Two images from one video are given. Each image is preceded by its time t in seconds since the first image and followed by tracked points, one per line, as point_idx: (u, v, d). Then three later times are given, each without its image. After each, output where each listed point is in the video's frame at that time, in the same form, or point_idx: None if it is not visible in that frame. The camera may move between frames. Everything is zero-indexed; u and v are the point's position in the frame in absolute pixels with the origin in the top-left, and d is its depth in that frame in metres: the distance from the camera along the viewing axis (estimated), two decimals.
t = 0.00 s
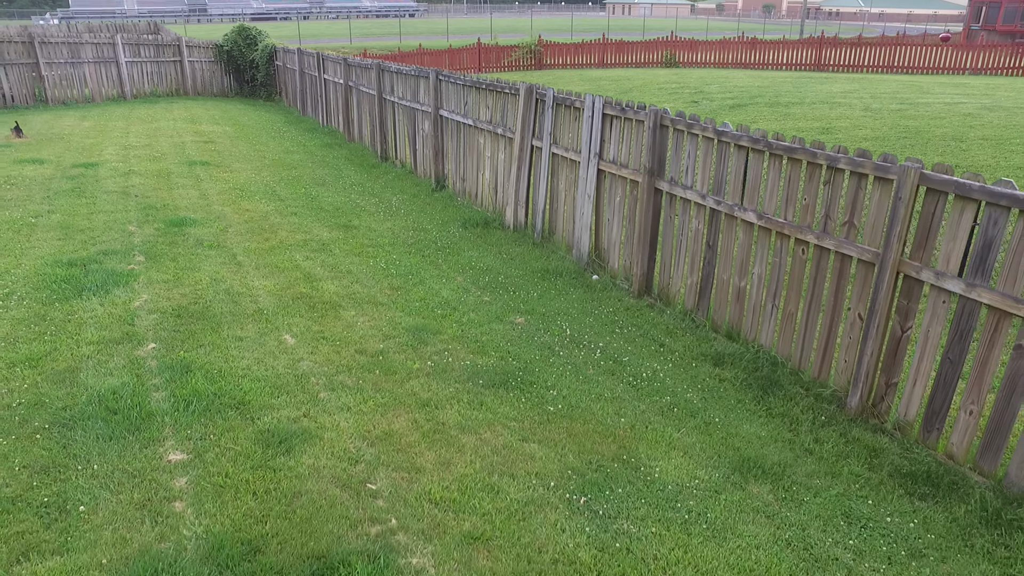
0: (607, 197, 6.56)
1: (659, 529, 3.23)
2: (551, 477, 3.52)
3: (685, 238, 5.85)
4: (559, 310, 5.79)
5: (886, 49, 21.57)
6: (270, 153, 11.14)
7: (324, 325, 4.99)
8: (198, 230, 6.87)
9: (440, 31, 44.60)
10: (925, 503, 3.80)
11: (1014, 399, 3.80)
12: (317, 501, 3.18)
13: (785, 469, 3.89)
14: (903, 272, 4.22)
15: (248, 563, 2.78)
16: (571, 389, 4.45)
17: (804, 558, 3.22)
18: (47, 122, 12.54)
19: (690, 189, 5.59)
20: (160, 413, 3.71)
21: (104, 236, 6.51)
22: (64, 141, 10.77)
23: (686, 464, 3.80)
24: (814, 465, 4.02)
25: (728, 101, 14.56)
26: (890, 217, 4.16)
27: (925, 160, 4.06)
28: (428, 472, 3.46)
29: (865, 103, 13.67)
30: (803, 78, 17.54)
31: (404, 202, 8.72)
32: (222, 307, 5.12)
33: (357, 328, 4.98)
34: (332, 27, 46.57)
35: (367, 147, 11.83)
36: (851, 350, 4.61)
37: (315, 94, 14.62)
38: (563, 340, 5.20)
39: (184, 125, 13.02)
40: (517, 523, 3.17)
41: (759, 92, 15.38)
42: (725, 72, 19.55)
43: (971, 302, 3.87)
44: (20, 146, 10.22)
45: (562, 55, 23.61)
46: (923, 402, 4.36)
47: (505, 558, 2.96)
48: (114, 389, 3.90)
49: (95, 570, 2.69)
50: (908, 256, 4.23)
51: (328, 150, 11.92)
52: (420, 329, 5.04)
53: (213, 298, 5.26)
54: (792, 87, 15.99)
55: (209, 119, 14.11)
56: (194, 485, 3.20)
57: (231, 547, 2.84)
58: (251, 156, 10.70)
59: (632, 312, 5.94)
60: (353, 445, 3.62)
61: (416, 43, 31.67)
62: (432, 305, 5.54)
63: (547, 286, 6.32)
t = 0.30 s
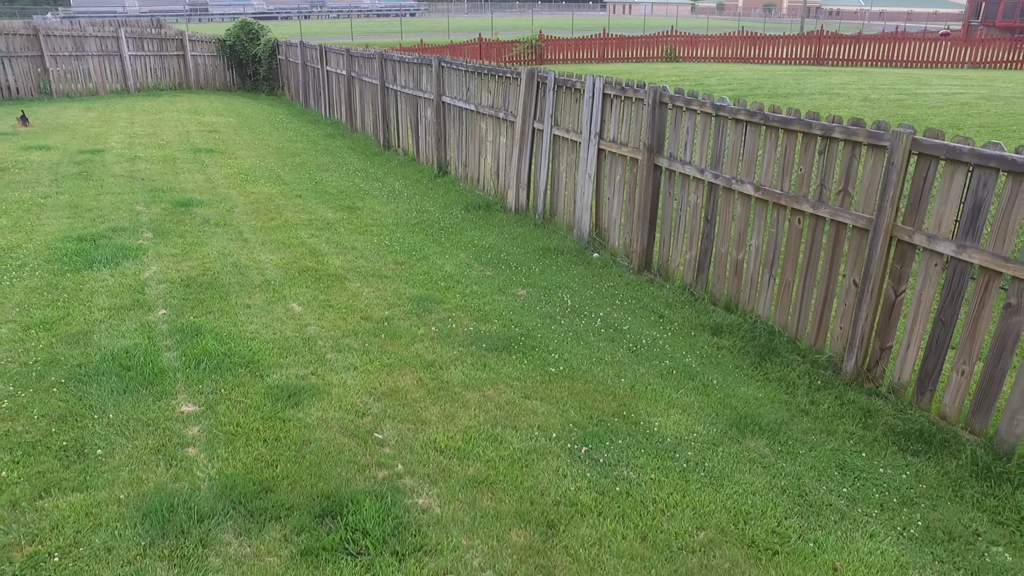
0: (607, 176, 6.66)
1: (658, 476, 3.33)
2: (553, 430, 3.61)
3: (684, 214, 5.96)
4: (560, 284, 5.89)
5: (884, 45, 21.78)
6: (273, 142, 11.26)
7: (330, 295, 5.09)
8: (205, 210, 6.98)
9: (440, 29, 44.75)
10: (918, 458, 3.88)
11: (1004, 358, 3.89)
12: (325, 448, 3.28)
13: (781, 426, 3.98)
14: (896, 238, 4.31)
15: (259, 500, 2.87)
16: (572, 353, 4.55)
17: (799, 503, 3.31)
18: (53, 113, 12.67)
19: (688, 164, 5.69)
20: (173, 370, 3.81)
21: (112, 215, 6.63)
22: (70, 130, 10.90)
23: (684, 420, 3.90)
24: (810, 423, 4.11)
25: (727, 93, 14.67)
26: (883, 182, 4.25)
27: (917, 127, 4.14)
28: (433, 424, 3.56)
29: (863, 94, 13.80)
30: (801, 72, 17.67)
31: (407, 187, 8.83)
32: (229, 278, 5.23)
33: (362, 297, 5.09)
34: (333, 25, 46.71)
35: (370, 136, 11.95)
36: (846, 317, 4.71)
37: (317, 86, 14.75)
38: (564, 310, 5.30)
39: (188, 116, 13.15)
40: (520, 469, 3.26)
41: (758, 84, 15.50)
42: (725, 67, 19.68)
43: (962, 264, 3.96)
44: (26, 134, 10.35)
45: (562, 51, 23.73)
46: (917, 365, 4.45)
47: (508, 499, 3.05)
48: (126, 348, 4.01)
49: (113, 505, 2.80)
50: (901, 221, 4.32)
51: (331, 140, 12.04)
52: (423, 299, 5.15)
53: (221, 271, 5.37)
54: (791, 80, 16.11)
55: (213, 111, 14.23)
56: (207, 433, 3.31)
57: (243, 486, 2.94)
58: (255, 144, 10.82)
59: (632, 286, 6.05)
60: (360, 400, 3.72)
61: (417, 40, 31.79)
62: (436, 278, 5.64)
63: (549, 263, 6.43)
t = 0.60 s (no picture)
0: (605, 161, 6.81)
1: (651, 433, 3.48)
2: (551, 392, 3.76)
3: (681, 196, 6.11)
4: (559, 265, 6.04)
5: (882, 41, 21.99)
6: (277, 134, 11.42)
7: (336, 272, 5.24)
8: (212, 195, 7.14)
9: (441, 28, 44.92)
10: (903, 423, 4.02)
11: (986, 327, 4.01)
12: (333, 405, 3.43)
13: (771, 392, 4.13)
14: (884, 213, 4.44)
15: (271, 450, 3.02)
16: (570, 326, 4.71)
17: (787, 459, 3.46)
18: (59, 106, 12.84)
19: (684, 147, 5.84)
20: (186, 336, 3.97)
21: (122, 199, 6.79)
22: (77, 122, 11.06)
23: (678, 386, 4.05)
24: (799, 391, 4.26)
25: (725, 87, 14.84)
26: (871, 159, 4.39)
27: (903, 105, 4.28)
28: (436, 386, 3.71)
29: (860, 88, 13.97)
30: (799, 67, 17.84)
31: (409, 176, 8.98)
32: (238, 256, 5.39)
33: (367, 274, 5.25)
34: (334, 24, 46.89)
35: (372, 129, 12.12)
36: (836, 292, 4.85)
37: (320, 81, 14.92)
38: (563, 288, 5.45)
39: (193, 110, 13.32)
40: (519, 426, 3.41)
41: (756, 79, 15.67)
42: (723, 63, 19.85)
43: (946, 236, 4.09)
44: (34, 125, 10.52)
45: (562, 47, 23.90)
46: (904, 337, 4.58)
47: (508, 452, 3.20)
48: (140, 317, 4.17)
49: (134, 453, 2.95)
50: (888, 196, 4.46)
51: (334, 132, 12.21)
52: (426, 276, 5.30)
53: (230, 250, 5.53)
54: (788, 75, 16.28)
55: (217, 105, 14.40)
56: (220, 392, 3.46)
57: (255, 438, 3.08)
58: (259, 136, 10.98)
59: (630, 267, 6.20)
60: (366, 364, 3.87)
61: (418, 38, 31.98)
62: (438, 258, 5.80)
63: (549, 245, 6.58)
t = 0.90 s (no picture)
0: (603, 153, 7.03)
1: (641, 402, 3.70)
2: (548, 366, 3.98)
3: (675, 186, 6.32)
4: (557, 253, 6.26)
5: (881, 40, 22.24)
6: (282, 130, 11.67)
7: (343, 258, 5.47)
8: (221, 187, 7.37)
9: (443, 28, 45.11)
10: (882, 397, 4.23)
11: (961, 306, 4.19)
12: (342, 376, 3.66)
13: (756, 368, 4.34)
14: (866, 199, 4.65)
15: (285, 413, 3.25)
16: (567, 308, 4.92)
17: (769, 426, 3.67)
18: (69, 103, 13.10)
19: (678, 139, 6.06)
20: (202, 314, 4.20)
21: (135, 190, 7.02)
22: (87, 118, 11.31)
23: (668, 362, 4.26)
24: (784, 367, 4.47)
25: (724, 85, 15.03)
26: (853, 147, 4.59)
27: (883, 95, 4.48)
28: (439, 360, 3.93)
29: (857, 85, 14.15)
30: (798, 65, 18.01)
31: (413, 170, 9.20)
32: (248, 243, 5.61)
33: (372, 260, 5.47)
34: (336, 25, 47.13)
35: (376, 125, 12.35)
36: (822, 276, 5.06)
37: (324, 79, 15.16)
38: (560, 274, 5.67)
39: (199, 107, 13.56)
40: (517, 395, 3.64)
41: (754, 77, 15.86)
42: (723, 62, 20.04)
43: (924, 221, 4.28)
44: (45, 121, 10.77)
45: (564, 46, 24.11)
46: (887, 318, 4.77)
47: (506, 417, 3.42)
48: (158, 297, 4.40)
49: (158, 414, 3.18)
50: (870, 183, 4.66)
51: (339, 129, 12.44)
52: (429, 262, 5.52)
53: (240, 237, 5.76)
54: (787, 73, 16.46)
55: (223, 103, 14.65)
56: (236, 363, 3.69)
57: (270, 402, 3.31)
58: (266, 132, 11.22)
59: (626, 255, 6.42)
60: (373, 340, 4.10)
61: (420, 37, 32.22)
62: (440, 246, 6.02)
63: (548, 235, 6.80)
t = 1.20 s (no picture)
0: (600, 149, 7.26)
1: (632, 379, 3.93)
2: (545, 347, 4.21)
3: (670, 181, 6.55)
4: (555, 244, 6.49)
5: (879, 40, 22.45)
6: (288, 128, 11.92)
7: (350, 248, 5.71)
8: (231, 182, 7.62)
9: (444, 28, 45.34)
10: (863, 377, 4.45)
11: (938, 291, 4.39)
12: (352, 354, 3.90)
13: (743, 351, 4.57)
14: (850, 190, 4.87)
15: (299, 386, 3.48)
16: (564, 294, 5.16)
17: (752, 402, 3.90)
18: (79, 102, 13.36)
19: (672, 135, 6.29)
20: (218, 298, 4.44)
21: (148, 185, 7.27)
22: (97, 116, 11.57)
23: (659, 344, 4.50)
24: (770, 350, 4.70)
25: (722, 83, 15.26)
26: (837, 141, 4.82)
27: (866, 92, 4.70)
28: (442, 340, 4.17)
29: (854, 84, 14.37)
30: (796, 64, 18.23)
31: (416, 166, 9.44)
32: (259, 234, 5.86)
33: (378, 250, 5.71)
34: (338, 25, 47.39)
35: (380, 123, 12.60)
36: (808, 264, 5.28)
37: (329, 78, 15.41)
38: (558, 264, 5.90)
39: (206, 106, 13.82)
40: (515, 371, 3.87)
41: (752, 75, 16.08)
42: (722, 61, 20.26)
43: (903, 210, 4.50)
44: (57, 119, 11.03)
45: (565, 46, 24.35)
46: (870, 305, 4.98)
47: (505, 391, 3.65)
48: (176, 283, 4.64)
49: (181, 386, 3.42)
50: (854, 175, 4.88)
51: (343, 127, 12.68)
52: (432, 252, 5.76)
53: (252, 229, 6.00)
54: (784, 73, 16.68)
55: (229, 102, 14.91)
56: (251, 342, 3.93)
57: (285, 376, 3.55)
58: (272, 130, 11.46)
59: (622, 247, 6.65)
60: (380, 322, 4.34)
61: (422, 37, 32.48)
62: (443, 237, 6.25)
63: (547, 228, 7.04)
